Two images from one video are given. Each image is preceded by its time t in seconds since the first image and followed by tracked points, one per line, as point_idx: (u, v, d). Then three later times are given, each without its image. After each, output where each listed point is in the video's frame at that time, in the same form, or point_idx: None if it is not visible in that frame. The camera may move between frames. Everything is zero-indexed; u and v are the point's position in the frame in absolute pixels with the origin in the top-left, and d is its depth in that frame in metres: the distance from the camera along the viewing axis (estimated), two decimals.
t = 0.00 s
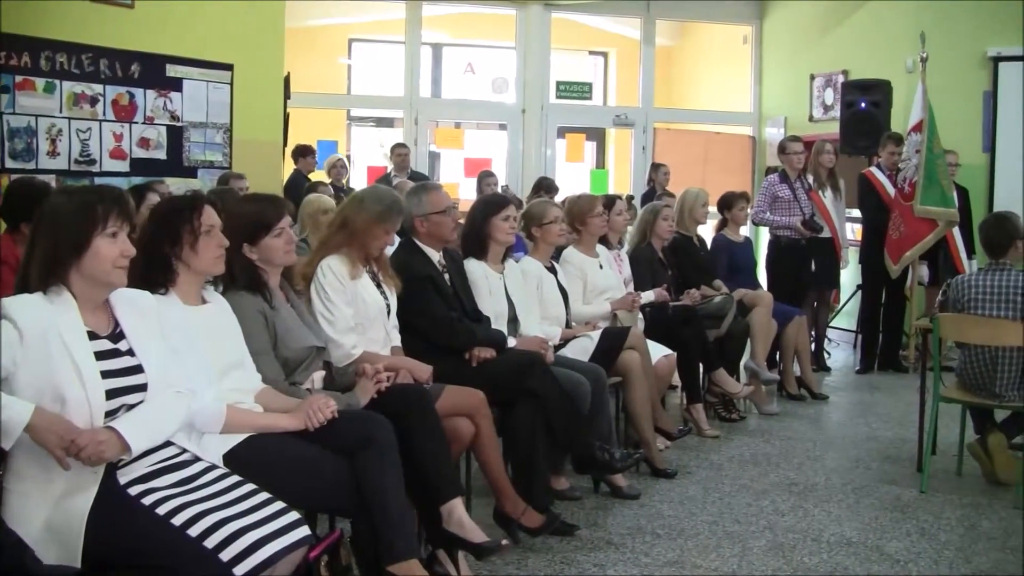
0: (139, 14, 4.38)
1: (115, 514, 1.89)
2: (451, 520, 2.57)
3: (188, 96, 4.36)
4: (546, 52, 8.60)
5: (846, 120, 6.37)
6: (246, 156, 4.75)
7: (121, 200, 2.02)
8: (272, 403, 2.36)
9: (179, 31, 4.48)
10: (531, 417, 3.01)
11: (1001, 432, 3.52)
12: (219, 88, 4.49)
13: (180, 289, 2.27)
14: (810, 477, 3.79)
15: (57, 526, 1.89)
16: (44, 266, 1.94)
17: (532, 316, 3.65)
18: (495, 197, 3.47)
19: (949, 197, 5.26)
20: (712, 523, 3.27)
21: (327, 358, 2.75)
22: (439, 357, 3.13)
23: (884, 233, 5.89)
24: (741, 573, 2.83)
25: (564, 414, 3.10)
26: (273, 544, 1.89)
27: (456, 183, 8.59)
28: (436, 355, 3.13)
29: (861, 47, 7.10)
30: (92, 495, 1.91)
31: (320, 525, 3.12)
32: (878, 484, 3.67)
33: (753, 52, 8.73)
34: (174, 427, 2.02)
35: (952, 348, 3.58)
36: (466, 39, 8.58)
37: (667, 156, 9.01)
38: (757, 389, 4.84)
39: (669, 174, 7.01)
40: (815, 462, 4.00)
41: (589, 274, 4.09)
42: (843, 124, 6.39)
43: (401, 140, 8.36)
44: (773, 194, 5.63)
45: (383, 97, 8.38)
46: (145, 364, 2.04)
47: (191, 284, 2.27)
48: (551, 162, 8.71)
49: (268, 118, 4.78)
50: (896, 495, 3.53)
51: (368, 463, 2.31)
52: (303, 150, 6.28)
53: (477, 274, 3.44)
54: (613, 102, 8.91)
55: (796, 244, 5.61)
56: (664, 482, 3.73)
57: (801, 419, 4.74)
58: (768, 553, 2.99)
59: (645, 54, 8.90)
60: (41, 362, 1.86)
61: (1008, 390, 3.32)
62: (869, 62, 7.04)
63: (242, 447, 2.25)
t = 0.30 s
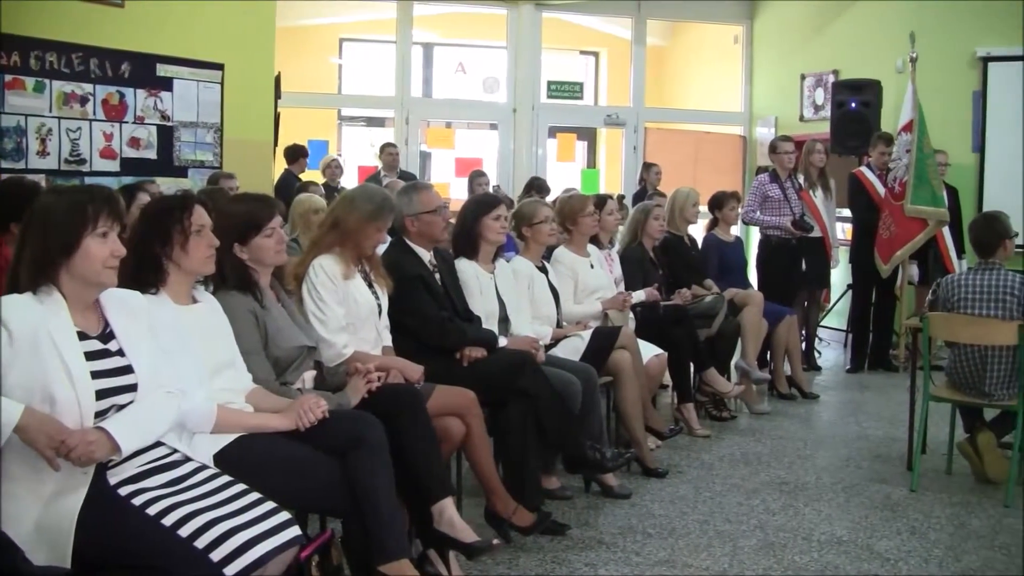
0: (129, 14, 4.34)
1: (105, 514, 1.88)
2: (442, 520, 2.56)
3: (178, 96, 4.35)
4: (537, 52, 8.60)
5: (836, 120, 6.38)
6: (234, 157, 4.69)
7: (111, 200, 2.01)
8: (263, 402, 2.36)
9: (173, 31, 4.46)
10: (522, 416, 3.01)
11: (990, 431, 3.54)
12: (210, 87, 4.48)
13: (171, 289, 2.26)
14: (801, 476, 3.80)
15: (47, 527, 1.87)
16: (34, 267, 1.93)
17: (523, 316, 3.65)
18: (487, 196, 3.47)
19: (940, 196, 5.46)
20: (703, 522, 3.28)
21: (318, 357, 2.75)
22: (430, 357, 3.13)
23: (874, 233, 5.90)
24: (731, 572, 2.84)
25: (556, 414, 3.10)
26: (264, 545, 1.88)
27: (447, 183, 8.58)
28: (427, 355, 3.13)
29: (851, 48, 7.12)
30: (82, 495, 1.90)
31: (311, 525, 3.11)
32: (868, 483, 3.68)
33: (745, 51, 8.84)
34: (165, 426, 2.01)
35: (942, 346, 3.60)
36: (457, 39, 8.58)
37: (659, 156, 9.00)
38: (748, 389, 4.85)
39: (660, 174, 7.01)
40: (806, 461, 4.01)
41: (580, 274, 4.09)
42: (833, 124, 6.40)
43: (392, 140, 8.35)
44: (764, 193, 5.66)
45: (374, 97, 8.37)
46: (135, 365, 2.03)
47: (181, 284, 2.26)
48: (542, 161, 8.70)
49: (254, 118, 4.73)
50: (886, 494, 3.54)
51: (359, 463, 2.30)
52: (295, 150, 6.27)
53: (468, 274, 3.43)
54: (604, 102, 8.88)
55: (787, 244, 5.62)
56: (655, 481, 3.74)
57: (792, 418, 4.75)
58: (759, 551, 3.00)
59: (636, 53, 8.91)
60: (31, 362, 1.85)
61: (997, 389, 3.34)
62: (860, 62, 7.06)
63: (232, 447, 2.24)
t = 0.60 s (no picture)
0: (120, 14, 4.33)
1: (97, 515, 1.87)
2: (434, 520, 2.56)
3: (170, 95, 4.33)
4: (529, 51, 8.60)
5: (827, 120, 6.40)
6: (226, 157, 4.69)
7: (102, 199, 2.00)
8: (255, 402, 2.34)
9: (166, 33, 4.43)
10: (514, 417, 3.02)
11: (981, 430, 3.55)
12: (201, 87, 4.46)
13: (162, 288, 2.24)
14: (793, 475, 3.81)
15: (39, 527, 1.86)
16: (25, 267, 1.92)
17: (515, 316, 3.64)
18: (479, 196, 3.47)
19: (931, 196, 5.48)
20: (695, 522, 3.28)
21: (309, 357, 2.74)
22: (422, 357, 3.12)
23: (865, 232, 5.91)
24: (722, 572, 2.84)
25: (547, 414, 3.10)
26: (255, 544, 1.87)
27: (439, 183, 8.56)
28: (418, 355, 3.12)
29: (842, 48, 7.15)
30: (73, 495, 1.89)
31: (303, 525, 3.11)
32: (860, 482, 3.69)
33: (737, 51, 8.70)
34: (156, 426, 2.00)
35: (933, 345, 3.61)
36: (448, 39, 8.57)
37: (650, 156, 8.98)
38: (739, 388, 4.85)
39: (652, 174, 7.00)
40: (798, 460, 4.01)
41: (572, 273, 4.09)
42: (824, 125, 6.42)
43: (384, 140, 8.34)
44: (755, 193, 5.67)
45: (366, 97, 8.36)
46: (126, 365, 2.02)
47: (173, 284, 2.25)
48: (533, 161, 8.69)
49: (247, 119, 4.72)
50: (877, 493, 3.55)
51: (352, 463, 2.29)
52: (287, 150, 6.25)
53: (459, 274, 3.43)
54: (596, 102, 8.88)
55: (778, 243, 5.63)
56: (646, 481, 3.74)
57: (784, 418, 4.76)
58: (750, 551, 3.00)
59: (627, 53, 8.91)
60: (21, 362, 1.83)
61: (988, 388, 3.36)
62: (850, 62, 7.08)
63: (224, 446, 2.22)
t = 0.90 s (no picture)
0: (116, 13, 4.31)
1: (92, 514, 1.87)
2: (430, 519, 2.54)
3: (165, 95, 4.32)
4: (525, 50, 8.59)
5: (823, 120, 6.41)
6: (222, 156, 4.68)
7: (98, 199, 1.99)
8: (250, 402, 2.34)
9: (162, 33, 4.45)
10: (510, 417, 3.02)
11: (977, 429, 3.56)
12: (196, 87, 4.45)
13: (158, 288, 2.24)
14: (789, 474, 3.81)
15: (34, 527, 1.86)
16: (20, 267, 1.91)
17: (511, 316, 3.63)
18: (475, 195, 3.47)
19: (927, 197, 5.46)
20: (691, 521, 3.28)
21: (305, 357, 2.74)
22: (418, 357, 3.12)
23: (861, 232, 5.91)
24: (719, 571, 2.85)
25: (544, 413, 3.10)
26: (251, 544, 1.86)
27: (434, 183, 8.54)
28: (414, 355, 3.11)
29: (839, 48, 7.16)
30: (68, 496, 1.88)
31: (299, 525, 3.11)
32: (856, 481, 3.69)
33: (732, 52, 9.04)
34: (152, 426, 2.00)
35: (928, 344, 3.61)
36: (444, 39, 8.57)
37: (646, 156, 8.96)
38: (735, 388, 4.85)
39: (648, 173, 7.00)
40: (793, 460, 4.02)
41: (568, 272, 4.09)
42: (820, 124, 6.43)
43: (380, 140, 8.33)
44: (751, 193, 5.66)
45: (362, 96, 8.36)
46: (122, 365, 2.01)
47: (169, 284, 2.25)
48: (529, 161, 8.68)
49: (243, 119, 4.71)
50: (874, 492, 3.55)
51: (348, 463, 2.30)
52: (283, 150, 6.24)
53: (455, 274, 3.43)
54: (592, 102, 8.87)
55: (774, 243, 5.64)
56: (643, 480, 3.75)
57: (780, 417, 4.77)
58: (747, 550, 3.01)
59: (624, 53, 8.90)
60: (16, 362, 1.83)
61: (983, 388, 3.36)
62: (847, 61, 7.09)
63: (219, 447, 2.21)
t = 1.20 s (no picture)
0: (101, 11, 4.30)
1: (78, 517, 1.87)
2: (417, 520, 2.54)
3: (151, 95, 4.30)
4: (512, 50, 8.59)
5: (810, 120, 6.43)
6: (208, 158, 4.64)
7: (83, 200, 1.98)
8: (236, 403, 2.33)
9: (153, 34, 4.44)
10: (498, 417, 3.02)
11: (962, 428, 3.58)
12: (183, 86, 4.44)
13: (143, 288, 2.22)
14: (775, 473, 3.83)
15: (20, 531, 1.86)
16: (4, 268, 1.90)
17: (498, 316, 3.63)
18: (462, 195, 3.46)
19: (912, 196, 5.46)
20: (677, 521, 3.28)
21: (292, 358, 2.73)
22: (404, 357, 3.11)
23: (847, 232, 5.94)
24: (706, 570, 2.85)
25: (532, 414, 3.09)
26: (238, 545, 1.86)
27: (422, 183, 8.53)
28: (402, 355, 3.11)
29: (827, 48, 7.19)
30: (52, 499, 1.88)
31: (286, 526, 3.10)
32: (842, 480, 3.71)
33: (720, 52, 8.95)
34: (138, 427, 1.99)
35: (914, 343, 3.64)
36: (432, 39, 8.56)
37: (633, 155, 8.97)
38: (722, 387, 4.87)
39: (635, 174, 7.01)
40: (780, 459, 4.03)
41: (555, 273, 4.09)
42: (807, 124, 6.45)
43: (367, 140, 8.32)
44: (737, 193, 5.68)
45: (349, 96, 8.35)
46: (107, 366, 2.00)
47: (154, 284, 2.23)
48: (516, 161, 8.67)
49: (227, 123, 4.66)
50: (860, 491, 3.57)
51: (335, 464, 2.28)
52: (271, 150, 6.22)
53: (442, 274, 3.42)
54: (579, 102, 8.88)
55: (760, 242, 5.65)
56: (630, 480, 3.75)
57: (767, 416, 4.78)
58: (734, 549, 3.01)
59: (612, 53, 8.90)
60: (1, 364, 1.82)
61: (968, 387, 3.38)
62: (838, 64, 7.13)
63: (207, 448, 2.21)
